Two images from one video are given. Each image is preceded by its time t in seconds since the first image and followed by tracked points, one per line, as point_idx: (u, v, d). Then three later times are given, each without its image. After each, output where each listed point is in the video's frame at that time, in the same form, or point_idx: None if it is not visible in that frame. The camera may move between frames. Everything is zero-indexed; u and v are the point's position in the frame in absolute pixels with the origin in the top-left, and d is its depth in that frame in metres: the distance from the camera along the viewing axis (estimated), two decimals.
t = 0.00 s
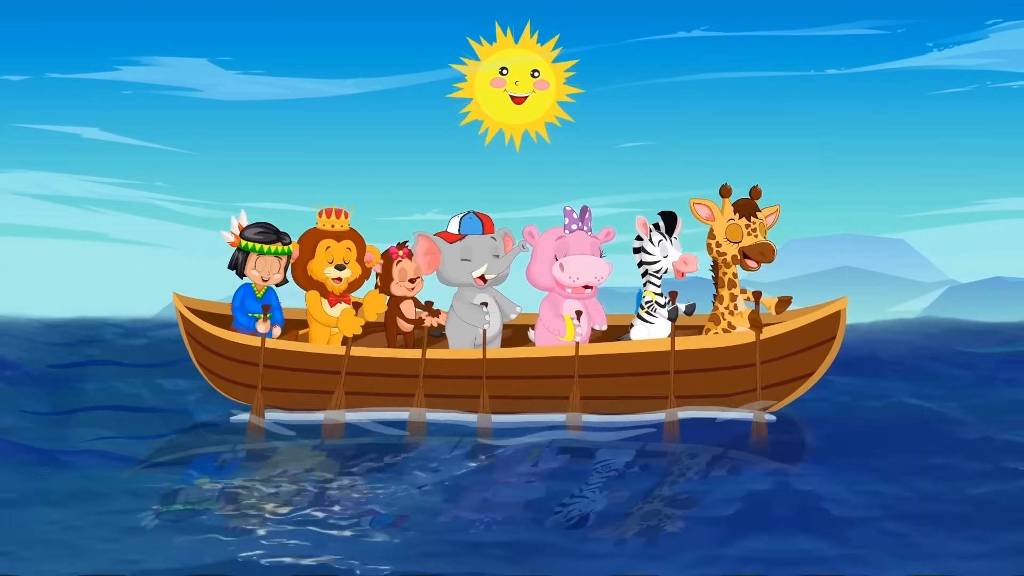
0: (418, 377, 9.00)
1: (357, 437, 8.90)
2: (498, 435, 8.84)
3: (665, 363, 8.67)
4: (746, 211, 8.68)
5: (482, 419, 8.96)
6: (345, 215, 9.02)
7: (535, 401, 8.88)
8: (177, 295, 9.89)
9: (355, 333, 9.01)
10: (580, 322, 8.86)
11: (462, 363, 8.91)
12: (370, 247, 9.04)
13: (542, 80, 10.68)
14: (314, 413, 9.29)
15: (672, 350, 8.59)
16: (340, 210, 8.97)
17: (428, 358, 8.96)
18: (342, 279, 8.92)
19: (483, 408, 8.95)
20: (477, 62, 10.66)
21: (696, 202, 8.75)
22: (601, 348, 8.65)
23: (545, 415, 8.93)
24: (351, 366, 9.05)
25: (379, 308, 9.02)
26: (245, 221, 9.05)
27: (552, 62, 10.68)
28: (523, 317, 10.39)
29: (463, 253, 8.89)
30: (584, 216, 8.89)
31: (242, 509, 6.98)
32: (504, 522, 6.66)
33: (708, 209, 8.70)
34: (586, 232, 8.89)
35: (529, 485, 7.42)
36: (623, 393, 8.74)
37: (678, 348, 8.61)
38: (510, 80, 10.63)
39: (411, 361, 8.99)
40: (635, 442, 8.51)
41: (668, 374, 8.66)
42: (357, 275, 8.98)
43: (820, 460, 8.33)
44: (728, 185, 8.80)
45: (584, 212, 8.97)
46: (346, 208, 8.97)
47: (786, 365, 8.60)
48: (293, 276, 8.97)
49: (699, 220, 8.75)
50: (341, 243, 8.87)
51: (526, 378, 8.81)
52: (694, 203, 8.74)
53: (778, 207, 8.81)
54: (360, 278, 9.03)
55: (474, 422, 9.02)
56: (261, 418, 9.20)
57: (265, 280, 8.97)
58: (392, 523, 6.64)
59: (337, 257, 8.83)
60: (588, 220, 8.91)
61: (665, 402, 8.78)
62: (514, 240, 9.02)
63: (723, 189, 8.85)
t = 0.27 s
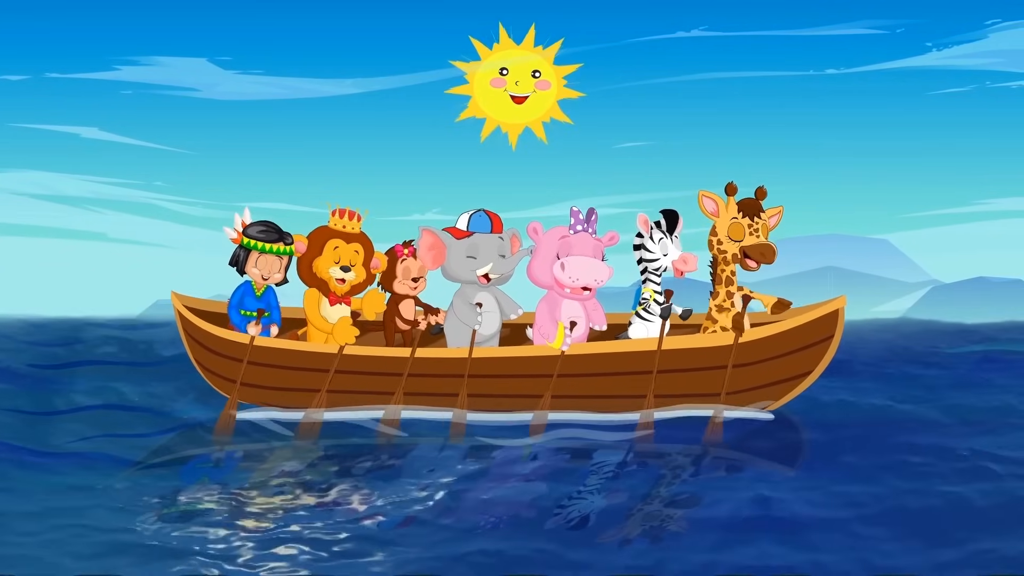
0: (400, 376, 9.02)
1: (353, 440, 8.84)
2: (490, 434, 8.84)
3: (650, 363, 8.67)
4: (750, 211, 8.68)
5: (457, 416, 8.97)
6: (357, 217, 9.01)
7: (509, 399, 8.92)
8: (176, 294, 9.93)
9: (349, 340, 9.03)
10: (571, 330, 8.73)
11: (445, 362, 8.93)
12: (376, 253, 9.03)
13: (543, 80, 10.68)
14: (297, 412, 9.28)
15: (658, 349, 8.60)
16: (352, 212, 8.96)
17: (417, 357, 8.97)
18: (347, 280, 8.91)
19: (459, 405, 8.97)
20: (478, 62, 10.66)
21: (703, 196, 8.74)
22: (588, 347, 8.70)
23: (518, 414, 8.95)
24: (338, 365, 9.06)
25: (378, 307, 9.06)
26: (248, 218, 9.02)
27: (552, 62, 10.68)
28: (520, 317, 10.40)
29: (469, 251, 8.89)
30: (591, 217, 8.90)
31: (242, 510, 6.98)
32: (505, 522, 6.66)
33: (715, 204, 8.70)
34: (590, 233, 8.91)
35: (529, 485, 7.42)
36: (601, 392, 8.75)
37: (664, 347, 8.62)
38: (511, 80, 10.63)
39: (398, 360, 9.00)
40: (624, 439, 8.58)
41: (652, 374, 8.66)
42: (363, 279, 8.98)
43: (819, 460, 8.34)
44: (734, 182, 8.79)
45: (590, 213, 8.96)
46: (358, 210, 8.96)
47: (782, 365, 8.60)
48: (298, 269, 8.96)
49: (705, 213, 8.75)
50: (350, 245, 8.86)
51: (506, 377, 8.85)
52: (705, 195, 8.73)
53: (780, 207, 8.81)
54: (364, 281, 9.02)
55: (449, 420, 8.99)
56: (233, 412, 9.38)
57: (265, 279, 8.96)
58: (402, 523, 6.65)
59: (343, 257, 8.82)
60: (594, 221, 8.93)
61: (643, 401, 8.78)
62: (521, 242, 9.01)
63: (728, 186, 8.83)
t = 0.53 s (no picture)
0: (399, 381, 9.00)
1: (353, 437, 8.93)
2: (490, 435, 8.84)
3: (649, 366, 8.65)
4: (747, 214, 8.69)
5: (454, 420, 8.92)
6: (350, 219, 9.02)
7: (506, 403, 8.91)
8: (173, 297, 9.92)
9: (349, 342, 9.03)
10: (570, 334, 8.76)
11: (444, 366, 8.93)
12: (371, 254, 9.03)
13: (543, 79, 10.67)
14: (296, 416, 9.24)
15: (657, 353, 8.58)
16: (345, 213, 8.96)
17: (416, 361, 8.97)
18: (342, 282, 8.87)
19: (456, 409, 8.95)
20: (478, 61, 10.66)
21: (699, 200, 8.76)
22: (588, 352, 8.71)
23: (516, 419, 8.92)
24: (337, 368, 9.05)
25: (376, 310, 9.04)
26: (243, 221, 9.03)
27: (552, 62, 10.68)
28: (519, 320, 10.40)
29: (465, 254, 8.87)
30: (587, 219, 8.90)
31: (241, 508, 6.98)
32: (503, 520, 6.65)
33: (710, 207, 8.71)
34: (587, 234, 8.91)
35: (528, 484, 7.41)
36: (601, 397, 8.74)
37: (663, 350, 8.61)
38: (512, 80, 10.62)
39: (397, 364, 8.99)
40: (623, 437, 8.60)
41: (650, 377, 8.64)
42: (358, 280, 8.95)
43: (818, 460, 8.33)
44: (729, 185, 8.78)
45: (587, 215, 8.95)
46: (351, 213, 8.97)
47: (780, 368, 8.60)
48: (293, 274, 8.97)
49: (700, 217, 8.76)
50: (343, 245, 8.85)
51: (504, 381, 8.84)
52: (700, 199, 8.74)
53: (777, 209, 8.81)
54: (360, 282, 9.00)
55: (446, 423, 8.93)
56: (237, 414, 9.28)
57: (264, 281, 8.96)
58: (398, 521, 6.64)
59: (338, 259, 8.80)
60: (591, 224, 8.93)
61: (640, 405, 8.75)
62: (516, 244, 9.00)
63: (724, 190, 8.83)
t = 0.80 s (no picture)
0: (423, 386, 8.89)
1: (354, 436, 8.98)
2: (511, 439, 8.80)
3: (667, 372, 8.55)
4: (739, 217, 8.73)
5: (485, 426, 8.85)
6: (332, 221, 9.03)
7: (533, 409, 8.76)
8: (171, 303, 9.88)
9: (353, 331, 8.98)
10: (576, 324, 8.86)
11: (462, 371, 8.81)
12: (359, 250, 9.01)
13: (543, 79, 10.68)
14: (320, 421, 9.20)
15: (674, 360, 8.47)
16: (325, 216, 8.97)
17: (432, 367, 8.86)
18: (334, 284, 8.91)
19: (486, 416, 8.82)
20: (479, 60, 10.66)
21: (688, 212, 8.76)
22: (605, 356, 8.59)
23: (548, 424, 8.81)
24: (353, 374, 8.98)
25: (374, 315, 8.95)
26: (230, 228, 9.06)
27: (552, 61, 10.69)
28: (516, 325, 10.39)
29: (454, 260, 8.86)
30: (577, 221, 8.89)
31: (238, 505, 7.00)
32: (499, 518, 6.64)
33: (700, 217, 8.73)
34: (579, 237, 8.90)
35: (525, 482, 7.41)
36: (626, 401, 8.64)
37: (679, 357, 8.50)
38: (513, 79, 10.63)
39: (415, 370, 8.90)
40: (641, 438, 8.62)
41: (671, 383, 8.55)
42: (349, 279, 8.98)
43: (816, 460, 8.31)
44: (720, 191, 8.78)
45: (576, 217, 8.95)
46: (331, 214, 8.99)
47: (779, 374, 8.55)
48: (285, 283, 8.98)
49: (691, 228, 8.77)
50: (330, 247, 8.86)
51: (527, 386, 8.72)
52: (688, 211, 8.74)
53: (769, 212, 8.83)
54: (351, 280, 9.02)
55: (478, 429, 8.89)
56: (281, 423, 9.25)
57: (259, 285, 8.99)
58: (383, 518, 6.66)
59: (327, 261, 8.81)
60: (581, 225, 8.93)
61: (668, 410, 8.65)
62: (504, 245, 8.99)
63: (715, 196, 8.83)
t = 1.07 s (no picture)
0: (445, 387, 8.82)
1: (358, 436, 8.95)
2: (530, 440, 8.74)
3: (684, 371, 8.51)
4: (731, 219, 8.68)
5: (510, 427, 8.78)
6: (317, 220, 9.03)
7: (568, 412, 8.69)
8: (171, 304, 9.87)
9: (354, 321, 9.00)
10: (578, 314, 8.97)
11: (481, 372, 8.74)
12: (348, 247, 9.02)
13: (542, 79, 10.67)
14: (342, 423, 9.14)
15: (690, 359, 8.45)
16: (311, 216, 8.98)
17: (449, 368, 8.80)
18: (327, 283, 8.89)
19: (509, 417, 8.76)
20: (479, 60, 10.64)
21: (679, 220, 8.76)
22: (622, 357, 8.55)
23: (577, 425, 8.76)
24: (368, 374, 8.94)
25: (373, 314, 8.97)
26: (219, 232, 9.00)
27: (552, 61, 10.67)
28: (513, 327, 10.37)
29: (445, 263, 8.83)
30: (568, 221, 8.87)
31: (234, 505, 6.98)
32: (495, 517, 6.63)
33: (692, 223, 8.72)
34: (570, 236, 8.89)
35: (522, 482, 7.39)
36: (656, 401, 8.60)
37: (695, 357, 8.47)
38: (513, 79, 10.61)
39: (432, 370, 8.84)
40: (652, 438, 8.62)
41: (689, 382, 8.50)
42: (341, 275, 8.99)
43: (815, 460, 8.29)
44: (711, 194, 8.76)
45: (566, 216, 8.93)
46: (315, 213, 8.99)
47: (778, 375, 8.51)
48: (278, 286, 8.97)
49: (685, 235, 8.77)
50: (318, 247, 8.84)
51: (548, 388, 8.64)
52: (678, 220, 8.73)
53: (763, 211, 8.80)
54: (344, 277, 9.04)
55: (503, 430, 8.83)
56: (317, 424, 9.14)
57: (253, 285, 8.96)
58: (375, 517, 6.64)
59: (317, 262, 8.79)
60: (572, 224, 8.90)
61: (692, 409, 8.62)
62: (494, 244, 8.96)
63: (707, 199, 8.81)
